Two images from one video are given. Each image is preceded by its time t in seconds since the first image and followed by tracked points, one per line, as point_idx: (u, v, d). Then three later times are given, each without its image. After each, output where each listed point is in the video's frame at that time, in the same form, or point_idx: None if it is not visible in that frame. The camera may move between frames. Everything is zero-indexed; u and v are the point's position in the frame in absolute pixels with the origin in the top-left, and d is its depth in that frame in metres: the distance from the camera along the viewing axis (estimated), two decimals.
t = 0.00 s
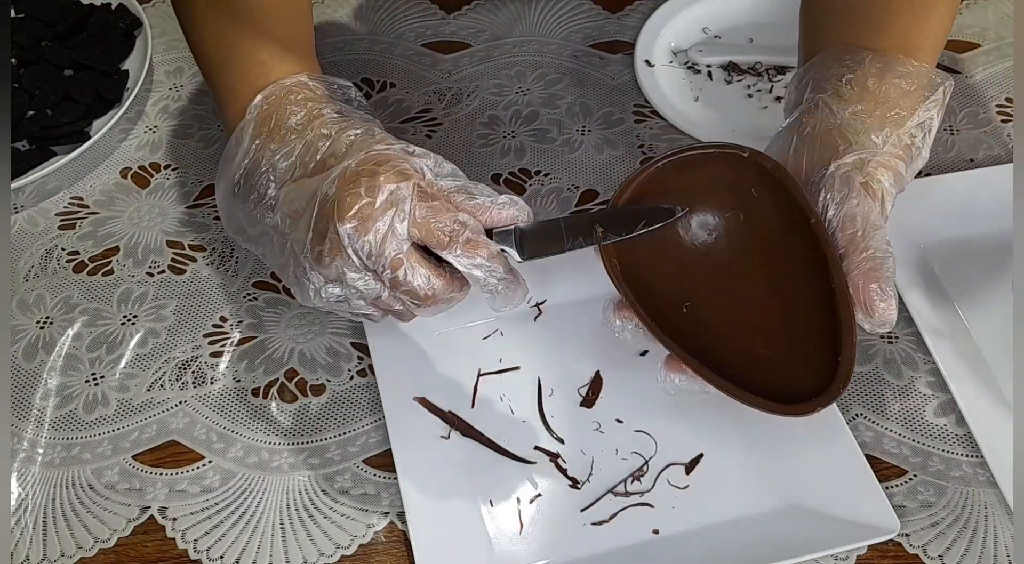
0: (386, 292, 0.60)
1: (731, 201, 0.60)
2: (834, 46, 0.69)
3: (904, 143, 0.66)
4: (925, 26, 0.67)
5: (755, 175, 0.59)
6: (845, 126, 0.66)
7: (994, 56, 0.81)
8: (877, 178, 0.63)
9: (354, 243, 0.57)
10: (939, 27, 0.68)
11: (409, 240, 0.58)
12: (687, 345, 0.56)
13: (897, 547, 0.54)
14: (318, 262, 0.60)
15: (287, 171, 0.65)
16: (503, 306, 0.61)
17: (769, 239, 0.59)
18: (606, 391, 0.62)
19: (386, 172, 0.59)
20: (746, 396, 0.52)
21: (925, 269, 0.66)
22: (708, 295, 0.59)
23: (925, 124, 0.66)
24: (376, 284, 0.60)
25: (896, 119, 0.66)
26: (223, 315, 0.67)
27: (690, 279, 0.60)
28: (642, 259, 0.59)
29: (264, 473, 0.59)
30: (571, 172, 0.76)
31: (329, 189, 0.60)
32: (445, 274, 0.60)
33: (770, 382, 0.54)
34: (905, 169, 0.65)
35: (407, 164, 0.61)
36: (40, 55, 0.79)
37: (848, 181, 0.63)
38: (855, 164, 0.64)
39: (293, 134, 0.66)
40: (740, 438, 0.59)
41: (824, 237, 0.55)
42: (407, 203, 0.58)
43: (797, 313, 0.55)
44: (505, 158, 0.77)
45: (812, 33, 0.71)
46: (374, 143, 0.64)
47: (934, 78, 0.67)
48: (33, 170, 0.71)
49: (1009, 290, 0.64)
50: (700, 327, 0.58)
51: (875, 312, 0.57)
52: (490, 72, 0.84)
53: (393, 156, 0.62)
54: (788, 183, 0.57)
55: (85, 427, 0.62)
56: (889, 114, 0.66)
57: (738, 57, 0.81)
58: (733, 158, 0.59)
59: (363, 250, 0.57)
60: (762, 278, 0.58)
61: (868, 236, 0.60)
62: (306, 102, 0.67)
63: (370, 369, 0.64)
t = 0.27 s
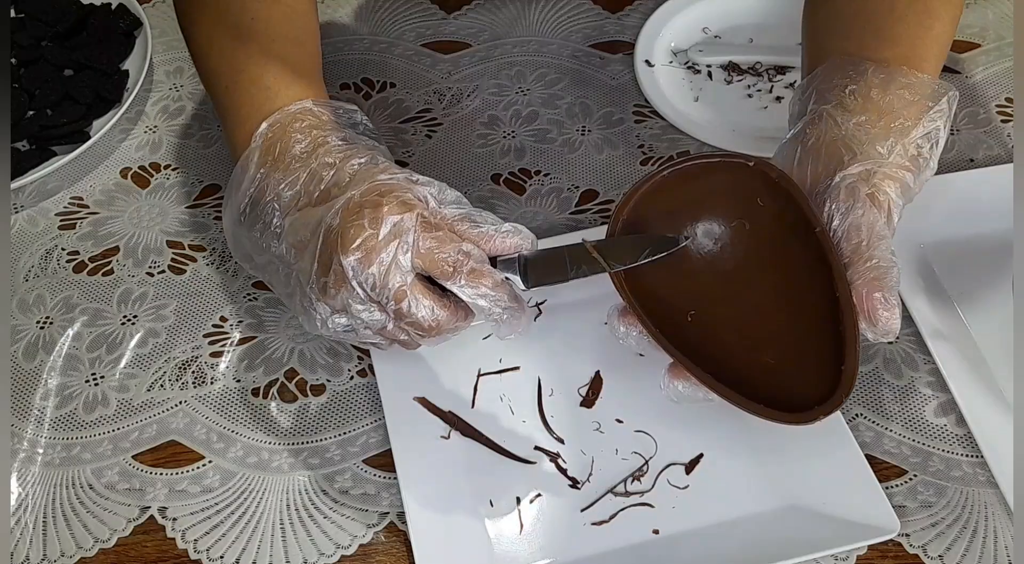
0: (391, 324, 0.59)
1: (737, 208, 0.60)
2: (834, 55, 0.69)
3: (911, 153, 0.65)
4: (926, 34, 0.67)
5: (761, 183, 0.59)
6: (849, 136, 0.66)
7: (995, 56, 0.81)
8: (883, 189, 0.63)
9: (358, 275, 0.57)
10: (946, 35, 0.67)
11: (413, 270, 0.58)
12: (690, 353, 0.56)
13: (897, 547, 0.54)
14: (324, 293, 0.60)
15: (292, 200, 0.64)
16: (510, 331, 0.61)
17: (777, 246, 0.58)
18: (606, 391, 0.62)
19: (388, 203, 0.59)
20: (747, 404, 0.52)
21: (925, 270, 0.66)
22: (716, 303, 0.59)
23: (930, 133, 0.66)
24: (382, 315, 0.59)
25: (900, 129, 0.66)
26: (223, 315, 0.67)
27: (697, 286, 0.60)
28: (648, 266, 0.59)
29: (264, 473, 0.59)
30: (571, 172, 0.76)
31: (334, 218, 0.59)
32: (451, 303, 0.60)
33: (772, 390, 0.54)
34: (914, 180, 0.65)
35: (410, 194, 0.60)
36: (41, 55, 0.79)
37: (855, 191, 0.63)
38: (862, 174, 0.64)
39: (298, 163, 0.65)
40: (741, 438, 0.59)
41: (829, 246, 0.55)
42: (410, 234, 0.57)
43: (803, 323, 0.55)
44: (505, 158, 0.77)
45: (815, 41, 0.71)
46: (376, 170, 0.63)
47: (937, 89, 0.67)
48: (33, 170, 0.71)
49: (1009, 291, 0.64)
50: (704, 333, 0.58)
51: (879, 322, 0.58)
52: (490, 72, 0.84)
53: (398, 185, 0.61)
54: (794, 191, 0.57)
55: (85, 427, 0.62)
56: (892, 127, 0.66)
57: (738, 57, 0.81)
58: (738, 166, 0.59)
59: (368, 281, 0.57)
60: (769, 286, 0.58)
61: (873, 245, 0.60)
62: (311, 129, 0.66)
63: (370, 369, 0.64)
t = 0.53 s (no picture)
0: (393, 311, 0.60)
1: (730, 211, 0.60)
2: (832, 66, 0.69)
3: (906, 162, 0.66)
4: (924, 44, 0.67)
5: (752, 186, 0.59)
6: (844, 144, 0.66)
7: (995, 56, 0.81)
8: (876, 198, 0.63)
9: (358, 266, 0.58)
10: (945, 42, 0.67)
11: (413, 259, 0.59)
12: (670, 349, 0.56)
13: (897, 547, 0.54)
14: (325, 284, 0.61)
15: (289, 191, 0.65)
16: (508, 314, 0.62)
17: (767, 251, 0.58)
18: (606, 391, 0.62)
19: (385, 191, 0.59)
20: (721, 400, 0.52)
21: (925, 270, 0.66)
22: (699, 301, 0.59)
23: (926, 140, 0.66)
24: (384, 304, 0.60)
25: (896, 138, 0.66)
26: (223, 315, 0.67)
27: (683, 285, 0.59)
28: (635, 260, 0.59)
29: (264, 473, 0.59)
30: (571, 172, 0.76)
31: (332, 211, 0.60)
32: (450, 290, 0.60)
33: (750, 391, 0.54)
34: (909, 189, 0.65)
35: (406, 181, 0.61)
36: (40, 56, 0.79)
37: (846, 199, 0.63)
38: (855, 182, 0.64)
39: (293, 153, 0.66)
40: (740, 438, 0.59)
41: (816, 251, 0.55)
42: (407, 224, 0.58)
43: (783, 327, 0.55)
44: (505, 158, 0.77)
45: (813, 49, 0.71)
46: (373, 158, 0.64)
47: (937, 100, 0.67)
48: (33, 170, 0.71)
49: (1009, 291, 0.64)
50: (685, 332, 0.57)
51: (857, 330, 0.58)
52: (490, 72, 0.84)
53: (394, 173, 0.62)
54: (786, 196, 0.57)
55: (85, 427, 0.62)
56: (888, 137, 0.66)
57: (738, 57, 0.81)
58: (733, 168, 0.59)
59: (369, 272, 0.58)
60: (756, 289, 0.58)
61: (858, 254, 0.61)
62: (305, 119, 0.67)
63: (370, 369, 0.64)
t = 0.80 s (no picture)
0: (356, 356, 0.58)
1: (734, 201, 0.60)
2: (837, 68, 0.69)
3: (909, 162, 0.66)
4: (928, 46, 0.67)
5: (758, 176, 0.58)
6: (845, 143, 0.66)
7: (995, 56, 0.81)
8: (876, 198, 0.63)
9: (324, 303, 0.56)
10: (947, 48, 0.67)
11: (382, 303, 0.57)
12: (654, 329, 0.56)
13: (897, 547, 0.54)
14: (294, 317, 0.58)
15: (280, 223, 0.64)
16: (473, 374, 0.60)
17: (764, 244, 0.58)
18: (606, 391, 0.62)
19: (364, 233, 0.58)
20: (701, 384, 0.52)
21: (925, 270, 0.66)
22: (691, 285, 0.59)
23: (927, 140, 0.66)
24: (347, 346, 0.57)
25: (898, 138, 0.66)
26: (223, 315, 0.67)
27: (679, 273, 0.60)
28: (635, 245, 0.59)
29: (264, 473, 0.59)
30: (571, 172, 0.76)
31: (313, 245, 0.59)
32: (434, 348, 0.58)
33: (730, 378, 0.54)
34: (914, 192, 0.65)
35: (392, 227, 0.60)
36: (41, 56, 0.79)
37: (845, 197, 0.64)
38: (856, 181, 0.65)
39: (291, 186, 0.65)
40: (740, 438, 0.59)
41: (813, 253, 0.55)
42: (380, 267, 0.56)
43: (770, 319, 0.55)
44: (505, 159, 0.77)
45: (817, 52, 0.71)
46: (363, 200, 0.62)
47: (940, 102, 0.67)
48: (33, 170, 0.71)
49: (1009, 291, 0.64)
50: (676, 320, 0.58)
51: (840, 323, 0.58)
52: (490, 72, 0.84)
53: (379, 218, 0.60)
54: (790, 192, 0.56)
55: (85, 427, 0.62)
56: (888, 138, 0.66)
57: (738, 57, 0.81)
58: (744, 158, 0.58)
59: (334, 309, 0.56)
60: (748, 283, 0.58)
61: (849, 250, 0.61)
62: (309, 154, 0.65)
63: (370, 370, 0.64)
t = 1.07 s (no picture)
0: (381, 305, 0.60)
1: (748, 192, 0.60)
2: (838, 69, 0.69)
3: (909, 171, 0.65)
4: (927, 48, 0.67)
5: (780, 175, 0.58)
6: (847, 150, 0.66)
7: (995, 56, 0.81)
8: (875, 205, 0.63)
9: (349, 257, 0.58)
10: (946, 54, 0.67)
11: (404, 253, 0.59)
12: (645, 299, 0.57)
13: (897, 547, 0.54)
14: (315, 273, 0.60)
15: (280, 179, 0.65)
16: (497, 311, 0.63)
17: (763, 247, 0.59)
18: (606, 391, 0.62)
19: (380, 184, 0.59)
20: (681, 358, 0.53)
21: (926, 271, 0.66)
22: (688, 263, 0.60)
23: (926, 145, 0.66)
24: (372, 296, 0.60)
25: (897, 145, 0.66)
26: (223, 315, 0.67)
27: (678, 258, 0.60)
28: (638, 221, 0.59)
29: (264, 473, 0.59)
30: (571, 172, 0.76)
31: (325, 200, 0.60)
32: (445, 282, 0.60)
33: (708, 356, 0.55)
34: (914, 200, 0.65)
35: (401, 175, 0.61)
36: (40, 56, 0.79)
37: (844, 202, 0.64)
38: (857, 188, 0.64)
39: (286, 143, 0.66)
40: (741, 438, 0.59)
41: (813, 257, 0.55)
42: (400, 218, 0.58)
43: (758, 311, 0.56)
44: (505, 159, 0.77)
45: (819, 53, 0.71)
46: (368, 151, 0.64)
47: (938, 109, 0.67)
48: (33, 170, 0.71)
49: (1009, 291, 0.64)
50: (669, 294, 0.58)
51: (833, 329, 0.59)
52: (490, 72, 0.84)
53: (388, 167, 0.62)
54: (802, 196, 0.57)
55: (85, 427, 0.62)
56: (890, 145, 0.66)
57: (738, 57, 0.81)
58: (765, 152, 0.59)
59: (359, 263, 0.58)
60: (745, 274, 0.58)
61: (845, 256, 0.61)
62: (298, 108, 0.67)
63: (370, 370, 0.65)
